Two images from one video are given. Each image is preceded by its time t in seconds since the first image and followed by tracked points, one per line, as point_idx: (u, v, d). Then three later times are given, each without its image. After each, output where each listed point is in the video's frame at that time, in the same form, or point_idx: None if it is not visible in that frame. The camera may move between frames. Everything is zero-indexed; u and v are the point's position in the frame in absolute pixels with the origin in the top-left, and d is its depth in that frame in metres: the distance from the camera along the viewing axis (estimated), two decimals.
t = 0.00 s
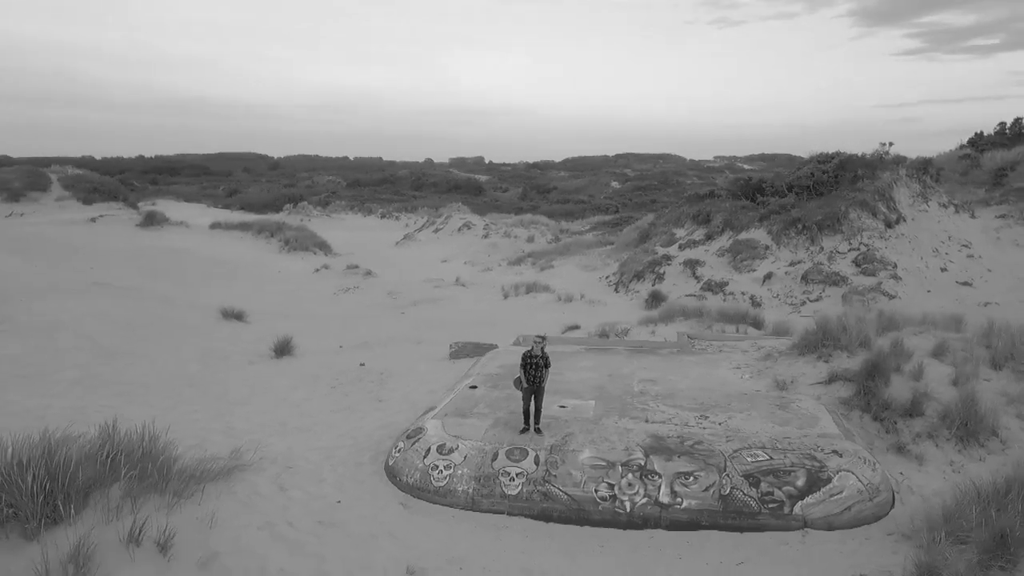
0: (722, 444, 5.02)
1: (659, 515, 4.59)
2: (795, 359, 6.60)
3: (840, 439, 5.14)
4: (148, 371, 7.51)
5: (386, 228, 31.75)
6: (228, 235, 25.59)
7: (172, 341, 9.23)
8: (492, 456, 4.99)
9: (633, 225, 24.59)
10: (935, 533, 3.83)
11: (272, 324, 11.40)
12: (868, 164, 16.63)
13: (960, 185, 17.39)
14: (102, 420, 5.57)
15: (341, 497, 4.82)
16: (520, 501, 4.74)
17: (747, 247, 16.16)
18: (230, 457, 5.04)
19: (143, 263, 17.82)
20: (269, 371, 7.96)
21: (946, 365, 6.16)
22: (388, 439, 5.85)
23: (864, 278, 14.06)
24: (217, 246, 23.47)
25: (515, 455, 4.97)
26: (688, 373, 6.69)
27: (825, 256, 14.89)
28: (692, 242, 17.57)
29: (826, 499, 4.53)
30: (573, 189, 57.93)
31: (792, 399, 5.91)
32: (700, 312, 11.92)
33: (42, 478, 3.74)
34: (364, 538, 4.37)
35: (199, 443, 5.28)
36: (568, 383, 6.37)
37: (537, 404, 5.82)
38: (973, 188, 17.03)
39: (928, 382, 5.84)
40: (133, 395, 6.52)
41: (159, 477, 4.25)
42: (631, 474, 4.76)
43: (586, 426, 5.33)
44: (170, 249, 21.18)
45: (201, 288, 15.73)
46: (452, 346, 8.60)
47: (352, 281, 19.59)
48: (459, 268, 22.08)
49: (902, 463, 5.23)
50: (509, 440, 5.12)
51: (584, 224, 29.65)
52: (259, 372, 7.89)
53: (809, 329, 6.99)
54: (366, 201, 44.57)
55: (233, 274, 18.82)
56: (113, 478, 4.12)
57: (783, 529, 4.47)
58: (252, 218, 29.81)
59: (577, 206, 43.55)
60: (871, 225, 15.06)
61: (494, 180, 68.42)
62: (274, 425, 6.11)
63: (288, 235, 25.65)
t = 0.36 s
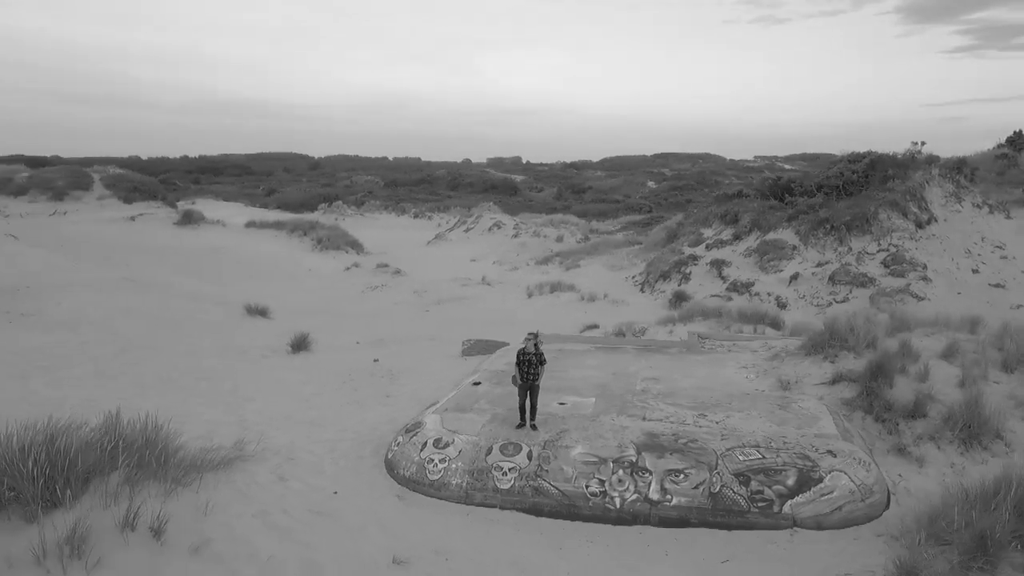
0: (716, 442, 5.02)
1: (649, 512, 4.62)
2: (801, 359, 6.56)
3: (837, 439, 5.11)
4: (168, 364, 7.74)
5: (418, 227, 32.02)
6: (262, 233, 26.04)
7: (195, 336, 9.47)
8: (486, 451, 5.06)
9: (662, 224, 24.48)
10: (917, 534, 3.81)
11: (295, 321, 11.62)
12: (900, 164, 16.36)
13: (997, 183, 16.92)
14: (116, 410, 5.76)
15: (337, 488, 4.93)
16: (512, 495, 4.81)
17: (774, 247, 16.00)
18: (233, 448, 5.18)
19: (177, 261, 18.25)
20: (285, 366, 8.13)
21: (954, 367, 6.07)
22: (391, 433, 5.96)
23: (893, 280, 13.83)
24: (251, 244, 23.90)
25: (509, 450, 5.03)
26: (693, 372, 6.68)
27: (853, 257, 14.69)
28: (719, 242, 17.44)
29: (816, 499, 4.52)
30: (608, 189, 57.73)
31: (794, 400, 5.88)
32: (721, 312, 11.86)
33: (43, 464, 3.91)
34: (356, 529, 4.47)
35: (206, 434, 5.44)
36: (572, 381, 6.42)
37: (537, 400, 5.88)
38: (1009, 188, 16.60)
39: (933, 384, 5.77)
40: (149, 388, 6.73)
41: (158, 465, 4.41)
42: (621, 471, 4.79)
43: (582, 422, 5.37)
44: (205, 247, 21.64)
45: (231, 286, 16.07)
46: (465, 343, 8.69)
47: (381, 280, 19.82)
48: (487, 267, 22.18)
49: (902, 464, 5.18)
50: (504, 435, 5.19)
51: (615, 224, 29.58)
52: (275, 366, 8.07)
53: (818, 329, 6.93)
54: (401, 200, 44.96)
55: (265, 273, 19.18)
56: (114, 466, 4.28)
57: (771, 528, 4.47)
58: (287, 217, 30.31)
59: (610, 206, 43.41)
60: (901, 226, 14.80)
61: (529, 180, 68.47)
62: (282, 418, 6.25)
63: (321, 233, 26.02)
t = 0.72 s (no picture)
0: (709, 441, 5.03)
1: (638, 509, 4.64)
2: (807, 360, 6.51)
3: (834, 440, 5.08)
4: (186, 358, 7.94)
5: (449, 227, 32.22)
6: (296, 232, 26.44)
7: (216, 332, 9.69)
8: (480, 446, 5.13)
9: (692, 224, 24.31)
10: (899, 536, 3.79)
11: (318, 317, 11.82)
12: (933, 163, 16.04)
13: None
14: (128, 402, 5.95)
15: (334, 480, 5.04)
16: (504, 490, 4.87)
17: (801, 248, 15.82)
18: (236, 440, 5.33)
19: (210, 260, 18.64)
20: (300, 361, 8.29)
21: (962, 370, 5.98)
22: (394, 428, 6.06)
23: (922, 282, 13.56)
24: (284, 243, 24.31)
25: (503, 446, 5.09)
26: (698, 372, 6.67)
27: (882, 258, 14.45)
28: (747, 243, 17.29)
29: (805, 499, 4.51)
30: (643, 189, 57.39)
31: (796, 400, 5.84)
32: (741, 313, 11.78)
33: (46, 450, 4.09)
34: (348, 519, 4.58)
35: (212, 425, 5.60)
36: (576, 379, 6.46)
37: (537, 397, 5.93)
38: None
39: (938, 386, 5.69)
40: (165, 381, 6.92)
41: (159, 455, 4.57)
42: (612, 468, 4.82)
43: (578, 419, 5.41)
44: (238, 246, 22.07)
45: (261, 283, 16.37)
46: (478, 341, 8.77)
47: (409, 278, 20.01)
48: (515, 267, 22.26)
49: (901, 467, 5.13)
50: (499, 431, 5.26)
51: (646, 224, 29.43)
52: (289, 362, 8.24)
53: (827, 330, 6.88)
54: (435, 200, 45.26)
55: (295, 271, 19.50)
56: (116, 455, 4.44)
57: (759, 527, 4.48)
58: (321, 217, 30.72)
59: (644, 206, 43.16)
60: (932, 227, 14.52)
61: (565, 180, 68.33)
62: (290, 411, 6.40)
63: (353, 232, 26.32)
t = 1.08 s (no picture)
0: (702, 441, 5.03)
1: (626, 506, 4.67)
2: (813, 361, 6.45)
3: (830, 441, 5.05)
4: (204, 353, 8.14)
5: (480, 227, 32.37)
6: (328, 231, 26.80)
7: (237, 327, 9.91)
8: (474, 442, 5.20)
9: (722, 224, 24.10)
10: (879, 537, 3.76)
11: (339, 314, 11.99)
12: (965, 163, 15.74)
13: None
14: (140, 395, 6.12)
15: (331, 473, 5.15)
16: (496, 485, 4.94)
17: (829, 249, 15.60)
18: (239, 432, 5.47)
19: (241, 259, 19.00)
20: (314, 357, 8.43)
21: (969, 372, 5.87)
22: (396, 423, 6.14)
23: (952, 284, 13.11)
24: (315, 242, 24.65)
25: (496, 442, 5.15)
26: (703, 372, 6.66)
27: (911, 259, 14.10)
28: (774, 243, 17.10)
29: (794, 499, 4.49)
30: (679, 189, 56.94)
31: (797, 401, 5.80)
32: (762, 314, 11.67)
33: (49, 439, 4.26)
34: (340, 510, 4.67)
35: (217, 417, 5.74)
36: (578, 378, 6.48)
37: (537, 395, 5.98)
38: None
39: (941, 388, 5.61)
40: (180, 375, 7.10)
41: (159, 445, 4.72)
42: (602, 465, 4.86)
43: (574, 417, 5.45)
44: (270, 245, 22.45)
45: (289, 281, 16.64)
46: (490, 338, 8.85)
47: (436, 277, 20.16)
48: (543, 266, 22.29)
49: (899, 470, 5.07)
50: (494, 427, 5.32)
51: (678, 224, 29.24)
52: (304, 358, 8.38)
53: (835, 330, 6.81)
54: (469, 200, 45.47)
55: (324, 269, 19.78)
56: (117, 445, 4.60)
57: (746, 527, 4.48)
58: (354, 216, 31.10)
59: (679, 206, 42.83)
60: (963, 228, 14.13)
61: (600, 180, 68.04)
62: (297, 405, 6.53)
63: (383, 231, 26.59)
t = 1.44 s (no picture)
0: (694, 440, 5.02)
1: (614, 505, 4.69)
2: (818, 362, 6.39)
3: (824, 443, 5.01)
4: (220, 349, 8.32)
5: (511, 227, 32.45)
6: (359, 230, 27.10)
7: (257, 324, 10.10)
8: (467, 439, 5.25)
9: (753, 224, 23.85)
10: (858, 541, 3.73)
11: (360, 312, 12.14)
12: (999, 162, 15.32)
13: None
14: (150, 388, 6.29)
15: (327, 467, 5.24)
16: (487, 482, 4.98)
17: (857, 250, 15.33)
18: (241, 426, 5.59)
19: (271, 257, 19.31)
20: (328, 355, 8.57)
21: (977, 375, 5.75)
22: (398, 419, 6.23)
23: (982, 287, 12.44)
24: (346, 241, 24.94)
25: (488, 439, 5.20)
26: (706, 373, 6.63)
27: (941, 261, 13.59)
28: (802, 244, 16.88)
29: (780, 501, 4.47)
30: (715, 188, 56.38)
31: (797, 403, 5.75)
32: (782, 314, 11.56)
33: (49, 430, 4.41)
34: (332, 503, 4.76)
35: (222, 412, 5.88)
36: (580, 377, 6.51)
37: (535, 393, 6.01)
38: None
39: (945, 392, 5.52)
40: (193, 370, 7.27)
41: (158, 437, 4.85)
42: (592, 464, 4.88)
43: (569, 415, 5.47)
44: (301, 244, 22.77)
45: (315, 279, 16.88)
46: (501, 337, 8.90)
47: (462, 276, 20.27)
48: (570, 266, 22.27)
49: (895, 473, 5.01)
50: (488, 425, 5.37)
51: (710, 224, 28.98)
52: (317, 355, 8.53)
53: (842, 332, 6.73)
54: (502, 200, 45.60)
55: (352, 268, 20.02)
56: (117, 436, 4.75)
57: (732, 528, 4.47)
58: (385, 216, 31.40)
59: (713, 207, 42.41)
60: (997, 230, 13.46)
61: (636, 180, 67.64)
62: (303, 401, 6.65)
63: (413, 230, 26.81)
